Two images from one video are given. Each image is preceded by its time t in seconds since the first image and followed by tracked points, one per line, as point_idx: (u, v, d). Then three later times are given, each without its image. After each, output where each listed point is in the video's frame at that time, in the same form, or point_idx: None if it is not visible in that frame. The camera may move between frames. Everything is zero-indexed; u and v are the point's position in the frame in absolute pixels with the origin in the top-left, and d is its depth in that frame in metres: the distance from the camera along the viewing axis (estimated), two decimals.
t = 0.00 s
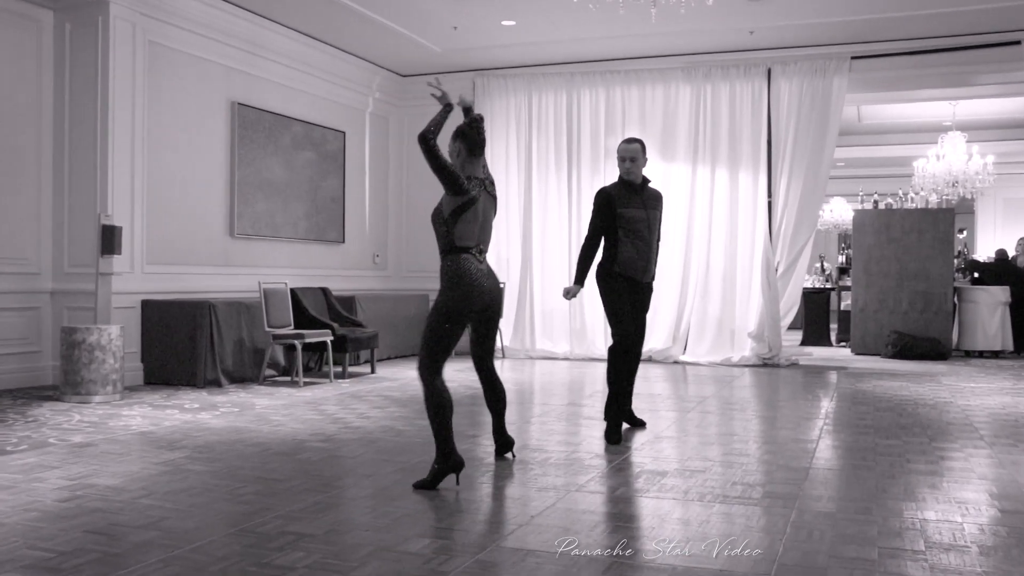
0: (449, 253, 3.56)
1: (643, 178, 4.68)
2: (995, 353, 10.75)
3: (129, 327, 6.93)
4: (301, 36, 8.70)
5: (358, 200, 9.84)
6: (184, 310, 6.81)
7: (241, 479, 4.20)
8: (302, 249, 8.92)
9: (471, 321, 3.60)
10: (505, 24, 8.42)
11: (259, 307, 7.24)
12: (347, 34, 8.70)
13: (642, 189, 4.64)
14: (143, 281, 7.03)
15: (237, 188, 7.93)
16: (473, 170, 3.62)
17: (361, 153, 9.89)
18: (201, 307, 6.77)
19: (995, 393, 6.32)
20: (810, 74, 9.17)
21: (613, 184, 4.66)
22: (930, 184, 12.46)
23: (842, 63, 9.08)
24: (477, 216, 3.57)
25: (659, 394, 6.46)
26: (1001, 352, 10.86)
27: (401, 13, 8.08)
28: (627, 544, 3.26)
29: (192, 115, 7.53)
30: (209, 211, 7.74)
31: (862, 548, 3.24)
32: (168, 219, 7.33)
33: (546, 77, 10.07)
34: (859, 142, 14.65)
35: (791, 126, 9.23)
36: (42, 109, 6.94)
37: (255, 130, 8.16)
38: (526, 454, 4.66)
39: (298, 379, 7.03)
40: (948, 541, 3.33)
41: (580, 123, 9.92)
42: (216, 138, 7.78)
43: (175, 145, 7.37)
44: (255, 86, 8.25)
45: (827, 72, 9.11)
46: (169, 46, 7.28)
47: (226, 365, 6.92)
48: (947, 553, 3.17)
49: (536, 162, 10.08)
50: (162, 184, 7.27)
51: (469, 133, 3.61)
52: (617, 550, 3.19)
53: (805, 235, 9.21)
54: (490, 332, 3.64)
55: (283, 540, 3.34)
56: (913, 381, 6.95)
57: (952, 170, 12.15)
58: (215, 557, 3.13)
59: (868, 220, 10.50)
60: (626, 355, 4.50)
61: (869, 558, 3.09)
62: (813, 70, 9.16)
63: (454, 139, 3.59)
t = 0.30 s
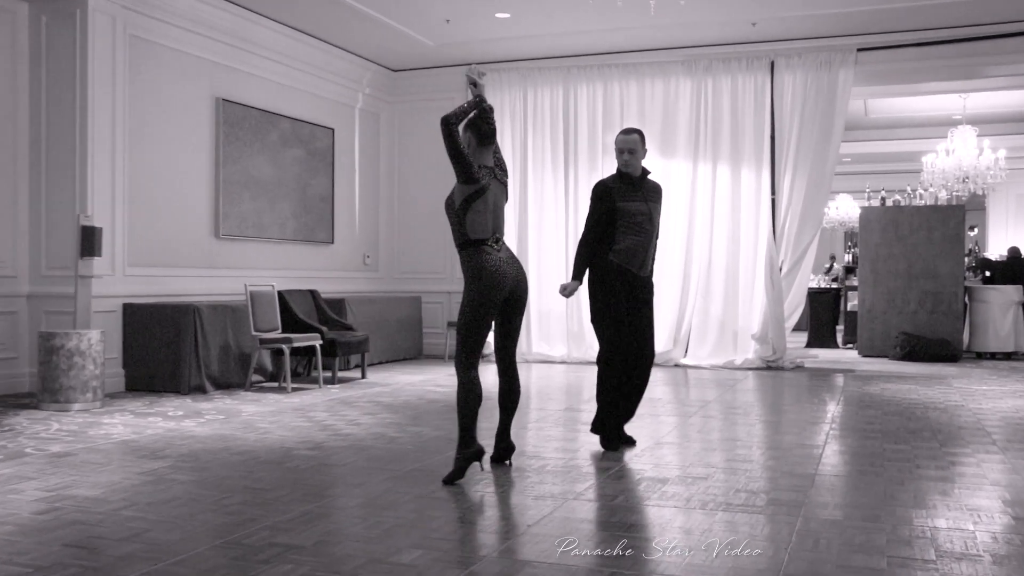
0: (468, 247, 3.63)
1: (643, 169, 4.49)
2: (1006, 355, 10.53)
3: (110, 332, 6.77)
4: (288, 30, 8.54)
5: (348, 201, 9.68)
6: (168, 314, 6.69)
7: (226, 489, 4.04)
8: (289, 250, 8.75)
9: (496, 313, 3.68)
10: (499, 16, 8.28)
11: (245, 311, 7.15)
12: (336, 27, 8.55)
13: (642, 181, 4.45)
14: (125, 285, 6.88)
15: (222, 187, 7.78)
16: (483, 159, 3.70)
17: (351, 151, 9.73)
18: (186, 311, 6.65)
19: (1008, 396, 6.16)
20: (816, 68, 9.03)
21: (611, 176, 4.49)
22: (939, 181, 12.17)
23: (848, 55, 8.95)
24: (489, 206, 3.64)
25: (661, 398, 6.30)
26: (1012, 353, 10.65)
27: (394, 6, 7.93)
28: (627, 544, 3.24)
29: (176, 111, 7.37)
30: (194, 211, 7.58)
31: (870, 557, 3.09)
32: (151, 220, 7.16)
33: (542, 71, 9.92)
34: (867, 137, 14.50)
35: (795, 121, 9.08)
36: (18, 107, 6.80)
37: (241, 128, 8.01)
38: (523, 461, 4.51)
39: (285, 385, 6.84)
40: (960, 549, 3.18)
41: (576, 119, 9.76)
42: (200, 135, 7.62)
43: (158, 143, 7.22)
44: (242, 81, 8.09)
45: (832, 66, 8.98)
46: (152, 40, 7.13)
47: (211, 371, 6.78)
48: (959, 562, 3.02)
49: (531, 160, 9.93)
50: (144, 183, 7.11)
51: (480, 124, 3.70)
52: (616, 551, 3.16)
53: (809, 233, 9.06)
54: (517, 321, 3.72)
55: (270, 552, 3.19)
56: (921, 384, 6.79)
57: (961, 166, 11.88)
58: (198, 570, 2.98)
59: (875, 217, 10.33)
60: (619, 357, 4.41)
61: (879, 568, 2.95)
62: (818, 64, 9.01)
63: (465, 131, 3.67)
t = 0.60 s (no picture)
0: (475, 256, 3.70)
1: (638, 165, 4.31)
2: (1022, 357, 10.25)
3: (83, 338, 6.59)
4: (268, 20, 8.35)
5: (332, 201, 9.46)
6: (144, 319, 6.50)
7: (206, 501, 3.85)
8: (270, 249, 8.54)
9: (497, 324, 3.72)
10: (489, 6, 8.11)
11: (224, 315, 6.96)
12: (317, 17, 8.37)
13: (636, 177, 4.27)
14: (98, 287, 6.69)
15: (199, 185, 7.57)
16: (491, 163, 3.74)
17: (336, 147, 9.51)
18: (163, 315, 6.49)
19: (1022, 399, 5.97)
20: (819, 58, 8.84)
21: (604, 171, 4.30)
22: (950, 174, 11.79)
23: (854, 45, 8.76)
24: (500, 214, 3.71)
25: (661, 403, 6.12)
26: None
27: None
28: (627, 544, 3.23)
29: (150, 104, 7.18)
30: (171, 208, 7.38)
31: (881, 570, 2.90)
32: (124, 219, 6.96)
33: (535, 63, 9.69)
34: (876, 129, 14.33)
35: (798, 115, 8.90)
36: None
37: (218, 122, 7.80)
38: (517, 469, 4.32)
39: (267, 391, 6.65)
40: (975, 561, 3.00)
41: (571, 113, 9.56)
42: (177, 129, 7.43)
43: (132, 137, 7.03)
44: (219, 74, 7.88)
45: (837, 55, 8.78)
46: (125, 30, 6.94)
47: (189, 377, 6.63)
48: None
49: (525, 156, 9.72)
50: (118, 179, 6.91)
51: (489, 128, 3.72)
52: (618, 551, 3.15)
53: (815, 231, 8.87)
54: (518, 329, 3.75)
55: (249, 567, 3.01)
56: (932, 388, 6.61)
57: (974, 159, 11.47)
58: None
59: (883, 214, 10.14)
60: (611, 362, 4.21)
61: None
62: (823, 54, 8.82)
63: (474, 136, 3.71)
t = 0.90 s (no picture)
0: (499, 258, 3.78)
1: (638, 161, 4.18)
2: None
3: (64, 338, 6.48)
4: (258, 13, 8.23)
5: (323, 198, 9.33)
6: (129, 319, 6.42)
7: (191, 507, 3.73)
8: (260, 248, 8.42)
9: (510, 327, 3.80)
10: None
11: (213, 316, 6.87)
12: (307, 10, 8.25)
13: (637, 175, 4.13)
14: (79, 286, 6.58)
15: (186, 181, 7.45)
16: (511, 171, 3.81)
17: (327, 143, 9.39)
18: (148, 315, 6.40)
19: None
20: (825, 53, 8.73)
21: (602, 170, 4.17)
22: (958, 175, 11.61)
23: (862, 41, 8.64)
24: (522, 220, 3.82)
25: (660, 409, 6.02)
26: None
27: None
28: (626, 542, 3.23)
29: (135, 98, 7.06)
30: (156, 205, 7.26)
31: None
32: (108, 217, 6.85)
33: (533, 57, 9.56)
34: (881, 127, 14.24)
35: (803, 112, 8.80)
36: None
37: (207, 117, 7.68)
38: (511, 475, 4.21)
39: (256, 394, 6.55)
40: (982, 572, 2.90)
41: (570, 109, 9.43)
42: (163, 124, 7.31)
43: (116, 132, 6.91)
44: (207, 68, 7.76)
45: (843, 51, 8.67)
46: (110, 21, 6.81)
47: (174, 379, 6.52)
48: None
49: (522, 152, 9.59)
50: (102, 175, 6.79)
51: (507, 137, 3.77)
52: (615, 550, 3.14)
53: (819, 232, 8.77)
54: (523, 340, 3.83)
55: None
56: (937, 393, 6.50)
57: (983, 159, 11.30)
58: None
59: (889, 215, 10.05)
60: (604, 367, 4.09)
61: None
62: (828, 49, 8.71)
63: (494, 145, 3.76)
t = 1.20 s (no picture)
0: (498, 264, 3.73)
1: (627, 160, 4.12)
2: None
3: (44, 338, 6.41)
4: (244, 7, 8.14)
5: (309, 198, 9.24)
6: (112, 319, 6.34)
7: (174, 510, 3.66)
8: (246, 248, 8.34)
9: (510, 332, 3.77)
10: None
11: (196, 317, 6.79)
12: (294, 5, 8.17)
13: (625, 175, 4.08)
14: (60, 284, 6.50)
15: (170, 178, 7.37)
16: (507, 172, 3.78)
17: (314, 141, 9.31)
18: (130, 315, 6.31)
19: None
20: (821, 52, 8.68)
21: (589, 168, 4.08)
22: (956, 176, 11.59)
23: (858, 40, 8.61)
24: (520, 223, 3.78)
25: (652, 412, 5.96)
26: None
27: None
28: (624, 542, 3.24)
29: (117, 94, 6.97)
30: (139, 203, 7.17)
31: None
32: (89, 216, 6.76)
33: (523, 53, 9.48)
34: (878, 127, 14.21)
35: (799, 112, 8.74)
36: None
37: (191, 113, 7.59)
38: (501, 479, 4.14)
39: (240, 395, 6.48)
40: None
41: (562, 106, 9.35)
42: (146, 121, 7.22)
43: (97, 128, 6.82)
44: (192, 62, 7.67)
45: (840, 50, 8.62)
46: (92, 15, 6.72)
47: (157, 380, 6.44)
48: None
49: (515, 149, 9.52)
50: (83, 172, 6.71)
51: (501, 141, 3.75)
52: (613, 550, 3.15)
53: (814, 234, 8.70)
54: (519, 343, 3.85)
55: None
56: (933, 399, 6.45)
57: (981, 161, 11.25)
58: None
59: (886, 216, 9.97)
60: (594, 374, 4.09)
61: None
62: (824, 49, 8.67)
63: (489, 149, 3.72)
